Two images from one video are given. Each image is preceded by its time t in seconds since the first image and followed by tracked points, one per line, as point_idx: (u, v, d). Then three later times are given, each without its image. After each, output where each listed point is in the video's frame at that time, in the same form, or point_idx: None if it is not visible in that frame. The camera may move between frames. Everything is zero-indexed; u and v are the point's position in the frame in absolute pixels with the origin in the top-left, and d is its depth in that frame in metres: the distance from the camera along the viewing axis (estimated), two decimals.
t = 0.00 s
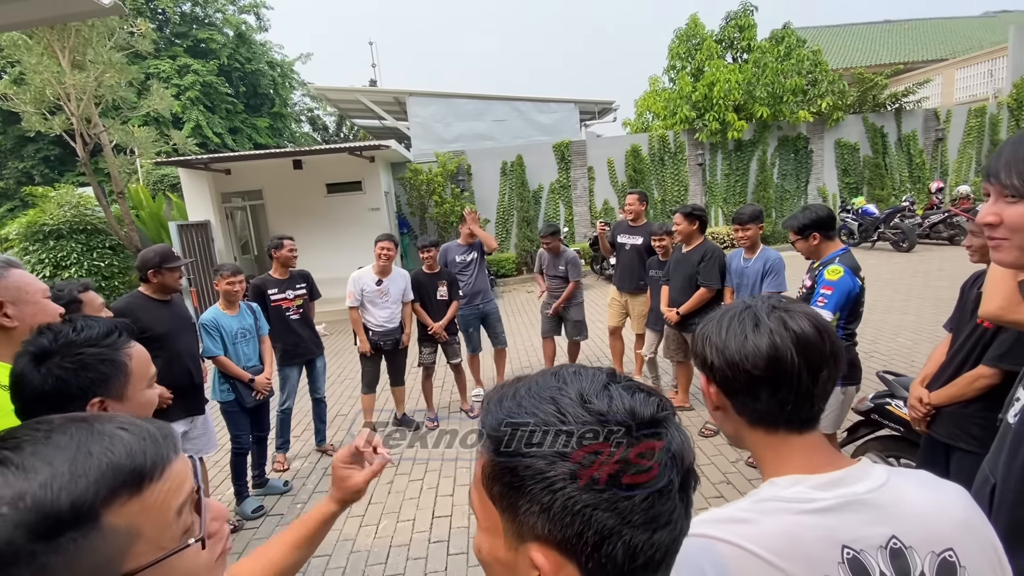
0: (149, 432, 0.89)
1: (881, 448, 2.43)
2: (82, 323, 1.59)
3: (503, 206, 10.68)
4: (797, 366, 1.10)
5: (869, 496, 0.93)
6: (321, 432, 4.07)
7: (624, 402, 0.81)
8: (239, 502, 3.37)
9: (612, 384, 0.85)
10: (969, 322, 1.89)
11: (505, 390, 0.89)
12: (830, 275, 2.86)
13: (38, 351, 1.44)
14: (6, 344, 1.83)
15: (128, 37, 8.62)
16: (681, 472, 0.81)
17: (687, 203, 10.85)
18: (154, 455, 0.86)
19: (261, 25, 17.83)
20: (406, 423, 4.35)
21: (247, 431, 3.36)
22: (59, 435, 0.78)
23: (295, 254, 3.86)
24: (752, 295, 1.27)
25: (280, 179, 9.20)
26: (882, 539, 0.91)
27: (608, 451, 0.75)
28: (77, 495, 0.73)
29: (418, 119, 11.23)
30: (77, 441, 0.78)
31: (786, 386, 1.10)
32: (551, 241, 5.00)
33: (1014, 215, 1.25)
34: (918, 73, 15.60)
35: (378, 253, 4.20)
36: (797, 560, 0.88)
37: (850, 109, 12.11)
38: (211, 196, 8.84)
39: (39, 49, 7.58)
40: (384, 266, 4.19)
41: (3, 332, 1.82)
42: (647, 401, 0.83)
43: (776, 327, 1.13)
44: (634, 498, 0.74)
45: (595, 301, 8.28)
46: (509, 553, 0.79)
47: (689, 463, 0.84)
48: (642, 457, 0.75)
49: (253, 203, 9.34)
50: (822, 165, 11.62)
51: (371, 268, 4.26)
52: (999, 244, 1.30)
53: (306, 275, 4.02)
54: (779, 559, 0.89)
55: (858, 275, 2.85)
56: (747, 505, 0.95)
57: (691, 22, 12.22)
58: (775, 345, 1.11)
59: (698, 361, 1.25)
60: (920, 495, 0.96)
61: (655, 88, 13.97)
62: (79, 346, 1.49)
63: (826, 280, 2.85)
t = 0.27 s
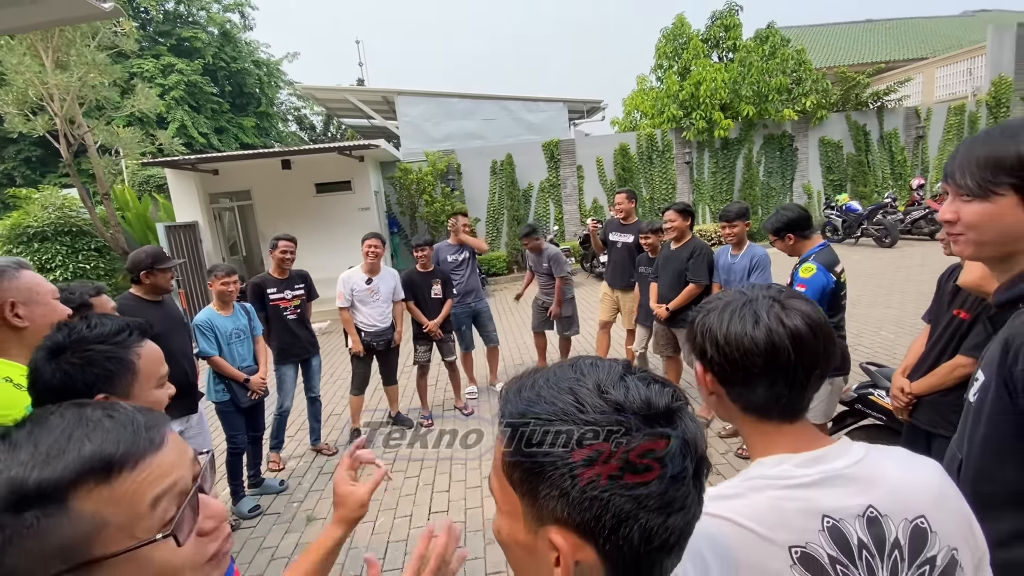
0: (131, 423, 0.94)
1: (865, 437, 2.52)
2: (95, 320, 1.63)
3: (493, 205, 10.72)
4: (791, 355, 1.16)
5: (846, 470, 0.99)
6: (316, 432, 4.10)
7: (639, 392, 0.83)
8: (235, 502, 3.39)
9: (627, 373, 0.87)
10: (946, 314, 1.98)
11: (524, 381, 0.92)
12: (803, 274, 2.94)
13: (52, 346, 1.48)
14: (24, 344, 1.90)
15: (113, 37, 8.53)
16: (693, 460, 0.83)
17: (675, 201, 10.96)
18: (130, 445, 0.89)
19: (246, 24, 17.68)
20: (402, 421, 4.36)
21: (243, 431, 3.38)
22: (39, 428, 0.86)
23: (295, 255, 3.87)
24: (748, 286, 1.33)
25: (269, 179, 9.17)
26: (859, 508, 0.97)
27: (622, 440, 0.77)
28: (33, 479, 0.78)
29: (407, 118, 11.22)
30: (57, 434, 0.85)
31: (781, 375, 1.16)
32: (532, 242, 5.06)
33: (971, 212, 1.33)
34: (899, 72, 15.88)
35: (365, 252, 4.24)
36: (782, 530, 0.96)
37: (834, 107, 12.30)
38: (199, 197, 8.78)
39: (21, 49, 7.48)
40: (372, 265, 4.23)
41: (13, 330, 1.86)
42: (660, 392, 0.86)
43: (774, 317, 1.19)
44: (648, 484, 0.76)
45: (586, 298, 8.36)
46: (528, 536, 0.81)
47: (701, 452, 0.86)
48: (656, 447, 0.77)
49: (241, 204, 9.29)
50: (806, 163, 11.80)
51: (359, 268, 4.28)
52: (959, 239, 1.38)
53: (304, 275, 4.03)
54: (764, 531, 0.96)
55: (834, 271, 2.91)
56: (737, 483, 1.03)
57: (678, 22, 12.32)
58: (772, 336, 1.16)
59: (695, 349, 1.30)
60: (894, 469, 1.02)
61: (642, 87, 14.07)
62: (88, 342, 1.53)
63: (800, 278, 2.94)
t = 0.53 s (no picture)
0: (150, 411, 0.98)
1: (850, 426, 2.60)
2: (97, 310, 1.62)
3: (483, 203, 10.74)
4: (827, 318, 1.22)
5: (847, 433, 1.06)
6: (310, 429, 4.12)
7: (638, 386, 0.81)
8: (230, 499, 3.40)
9: (623, 364, 0.85)
10: (927, 304, 2.04)
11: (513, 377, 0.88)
12: (790, 266, 3.02)
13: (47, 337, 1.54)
14: (22, 342, 1.92)
15: (98, 35, 8.44)
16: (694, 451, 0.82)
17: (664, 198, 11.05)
18: (148, 434, 0.94)
19: (232, 22, 17.51)
20: (393, 417, 4.42)
21: (236, 428, 3.40)
22: (63, 411, 0.92)
23: (287, 253, 3.88)
24: (745, 270, 1.34)
25: (257, 178, 9.12)
26: (861, 465, 1.03)
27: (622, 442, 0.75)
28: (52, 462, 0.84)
29: (397, 116, 11.19)
30: (77, 418, 0.90)
31: (822, 338, 1.20)
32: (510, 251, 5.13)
33: (933, 203, 1.39)
34: (882, 70, 16.13)
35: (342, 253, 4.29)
36: (797, 487, 1.01)
37: (818, 105, 12.47)
38: (187, 196, 8.71)
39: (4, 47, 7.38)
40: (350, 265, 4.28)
41: (10, 327, 1.89)
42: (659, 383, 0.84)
43: (804, 286, 1.24)
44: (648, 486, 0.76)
45: (577, 295, 8.42)
46: (526, 539, 0.80)
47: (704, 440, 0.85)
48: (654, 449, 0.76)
49: (229, 203, 9.24)
50: (792, 160, 11.95)
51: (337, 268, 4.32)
52: (922, 228, 1.45)
53: (297, 274, 4.01)
54: (781, 488, 1.01)
55: (819, 262, 2.98)
56: (751, 449, 1.09)
57: (665, 20, 12.40)
58: (813, 300, 1.21)
59: (734, 329, 1.24)
60: (889, 431, 1.08)
61: (630, 85, 14.15)
62: (72, 337, 1.54)
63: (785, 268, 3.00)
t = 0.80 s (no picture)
0: (132, 410, 0.98)
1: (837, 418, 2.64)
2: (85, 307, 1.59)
3: (475, 201, 10.74)
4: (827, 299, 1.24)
5: (844, 413, 1.08)
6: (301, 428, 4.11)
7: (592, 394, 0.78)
8: (221, 498, 3.38)
9: (578, 370, 0.83)
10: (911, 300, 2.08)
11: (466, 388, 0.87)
12: (782, 255, 3.04)
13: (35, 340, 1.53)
14: (7, 343, 1.91)
15: (86, 31, 8.35)
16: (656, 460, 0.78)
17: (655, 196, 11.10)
18: (128, 432, 0.94)
19: (220, 18, 17.34)
20: (383, 417, 4.40)
21: (228, 427, 3.38)
22: (49, 405, 0.92)
23: (271, 251, 3.86)
24: (737, 261, 1.30)
25: (247, 176, 9.05)
26: (856, 442, 1.05)
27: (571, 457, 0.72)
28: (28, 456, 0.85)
29: (388, 114, 11.15)
30: (59, 415, 0.91)
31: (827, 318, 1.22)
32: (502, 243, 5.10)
33: (910, 191, 1.41)
34: (869, 70, 16.31)
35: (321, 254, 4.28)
36: (803, 463, 1.02)
37: (807, 104, 12.59)
38: (176, 195, 8.64)
39: None
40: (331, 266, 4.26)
41: None
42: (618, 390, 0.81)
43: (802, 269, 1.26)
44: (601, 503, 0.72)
45: (568, 293, 8.45)
46: (487, 569, 0.78)
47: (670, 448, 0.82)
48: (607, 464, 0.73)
49: (218, 201, 9.17)
50: (781, 158, 12.06)
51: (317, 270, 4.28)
52: (897, 216, 1.47)
53: (282, 272, 4.02)
54: (787, 466, 1.01)
55: (809, 254, 3.04)
56: (757, 429, 1.10)
57: (656, 19, 12.45)
58: (813, 281, 1.23)
59: (757, 316, 1.18)
60: (877, 411, 1.12)
61: (621, 83, 14.20)
62: (50, 338, 1.51)
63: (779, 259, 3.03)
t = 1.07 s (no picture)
0: (110, 416, 0.98)
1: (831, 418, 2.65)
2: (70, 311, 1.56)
3: (469, 200, 10.71)
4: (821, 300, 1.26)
5: (840, 413, 1.08)
6: (294, 428, 4.09)
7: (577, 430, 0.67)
8: (214, 500, 3.37)
9: (569, 404, 0.72)
10: (902, 301, 2.09)
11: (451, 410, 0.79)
12: (779, 253, 3.07)
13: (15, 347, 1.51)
14: None
15: (76, 27, 8.26)
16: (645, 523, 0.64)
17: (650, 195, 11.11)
18: (104, 437, 0.93)
19: (213, 15, 17.20)
20: (376, 418, 4.38)
21: (221, 428, 3.35)
22: (28, 409, 0.92)
23: (261, 250, 3.83)
24: (732, 263, 1.29)
25: (239, 174, 8.99)
26: (852, 442, 1.05)
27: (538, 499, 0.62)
28: None
29: (382, 111, 11.10)
30: (38, 417, 0.91)
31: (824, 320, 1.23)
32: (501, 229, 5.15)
33: (904, 189, 1.40)
34: (862, 70, 16.40)
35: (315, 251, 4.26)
36: (800, 463, 1.01)
37: (801, 103, 12.64)
38: (167, 192, 8.56)
39: None
40: (326, 263, 4.26)
41: None
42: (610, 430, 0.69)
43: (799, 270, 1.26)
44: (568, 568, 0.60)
45: (562, 292, 8.44)
46: None
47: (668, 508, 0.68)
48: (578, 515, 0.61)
49: (210, 199, 9.10)
50: (775, 157, 12.09)
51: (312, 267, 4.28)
52: (890, 214, 1.46)
53: (273, 272, 3.99)
54: (785, 466, 1.01)
55: (805, 253, 3.07)
56: (754, 430, 1.10)
57: (651, 18, 12.46)
58: (809, 280, 1.25)
59: (761, 318, 1.16)
60: (871, 410, 1.11)
61: (616, 82, 14.20)
62: (31, 344, 1.48)
63: (778, 257, 3.05)
